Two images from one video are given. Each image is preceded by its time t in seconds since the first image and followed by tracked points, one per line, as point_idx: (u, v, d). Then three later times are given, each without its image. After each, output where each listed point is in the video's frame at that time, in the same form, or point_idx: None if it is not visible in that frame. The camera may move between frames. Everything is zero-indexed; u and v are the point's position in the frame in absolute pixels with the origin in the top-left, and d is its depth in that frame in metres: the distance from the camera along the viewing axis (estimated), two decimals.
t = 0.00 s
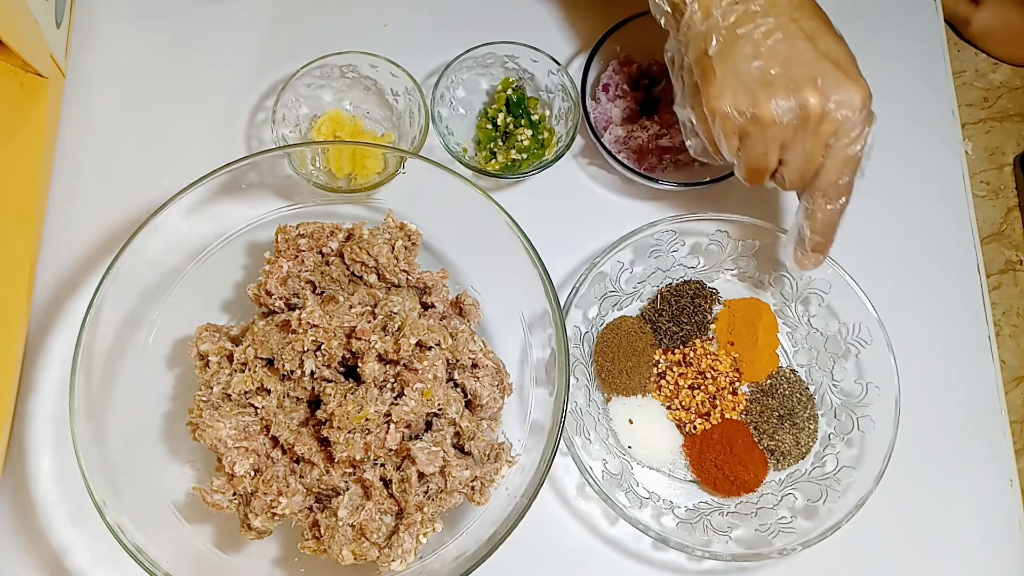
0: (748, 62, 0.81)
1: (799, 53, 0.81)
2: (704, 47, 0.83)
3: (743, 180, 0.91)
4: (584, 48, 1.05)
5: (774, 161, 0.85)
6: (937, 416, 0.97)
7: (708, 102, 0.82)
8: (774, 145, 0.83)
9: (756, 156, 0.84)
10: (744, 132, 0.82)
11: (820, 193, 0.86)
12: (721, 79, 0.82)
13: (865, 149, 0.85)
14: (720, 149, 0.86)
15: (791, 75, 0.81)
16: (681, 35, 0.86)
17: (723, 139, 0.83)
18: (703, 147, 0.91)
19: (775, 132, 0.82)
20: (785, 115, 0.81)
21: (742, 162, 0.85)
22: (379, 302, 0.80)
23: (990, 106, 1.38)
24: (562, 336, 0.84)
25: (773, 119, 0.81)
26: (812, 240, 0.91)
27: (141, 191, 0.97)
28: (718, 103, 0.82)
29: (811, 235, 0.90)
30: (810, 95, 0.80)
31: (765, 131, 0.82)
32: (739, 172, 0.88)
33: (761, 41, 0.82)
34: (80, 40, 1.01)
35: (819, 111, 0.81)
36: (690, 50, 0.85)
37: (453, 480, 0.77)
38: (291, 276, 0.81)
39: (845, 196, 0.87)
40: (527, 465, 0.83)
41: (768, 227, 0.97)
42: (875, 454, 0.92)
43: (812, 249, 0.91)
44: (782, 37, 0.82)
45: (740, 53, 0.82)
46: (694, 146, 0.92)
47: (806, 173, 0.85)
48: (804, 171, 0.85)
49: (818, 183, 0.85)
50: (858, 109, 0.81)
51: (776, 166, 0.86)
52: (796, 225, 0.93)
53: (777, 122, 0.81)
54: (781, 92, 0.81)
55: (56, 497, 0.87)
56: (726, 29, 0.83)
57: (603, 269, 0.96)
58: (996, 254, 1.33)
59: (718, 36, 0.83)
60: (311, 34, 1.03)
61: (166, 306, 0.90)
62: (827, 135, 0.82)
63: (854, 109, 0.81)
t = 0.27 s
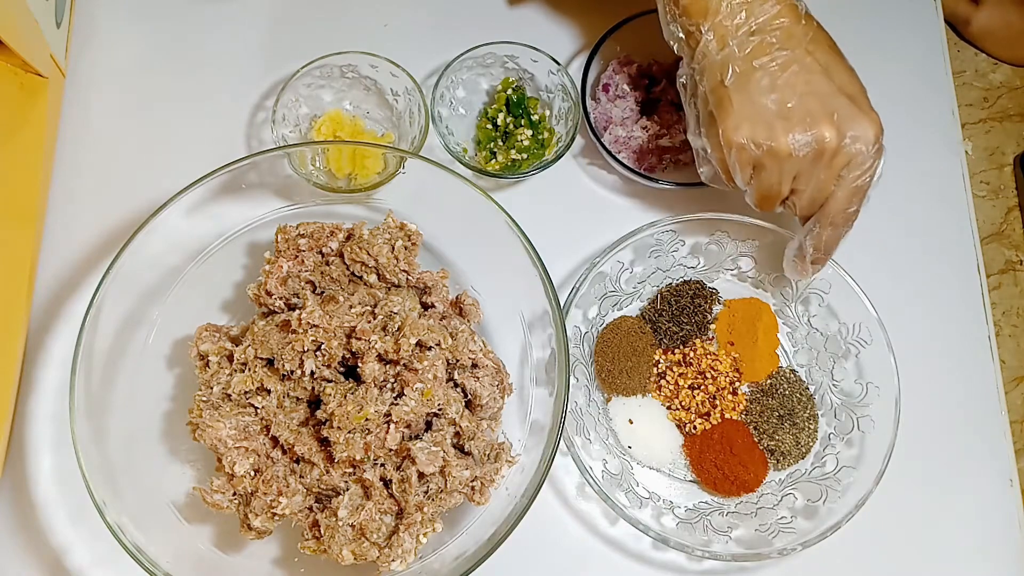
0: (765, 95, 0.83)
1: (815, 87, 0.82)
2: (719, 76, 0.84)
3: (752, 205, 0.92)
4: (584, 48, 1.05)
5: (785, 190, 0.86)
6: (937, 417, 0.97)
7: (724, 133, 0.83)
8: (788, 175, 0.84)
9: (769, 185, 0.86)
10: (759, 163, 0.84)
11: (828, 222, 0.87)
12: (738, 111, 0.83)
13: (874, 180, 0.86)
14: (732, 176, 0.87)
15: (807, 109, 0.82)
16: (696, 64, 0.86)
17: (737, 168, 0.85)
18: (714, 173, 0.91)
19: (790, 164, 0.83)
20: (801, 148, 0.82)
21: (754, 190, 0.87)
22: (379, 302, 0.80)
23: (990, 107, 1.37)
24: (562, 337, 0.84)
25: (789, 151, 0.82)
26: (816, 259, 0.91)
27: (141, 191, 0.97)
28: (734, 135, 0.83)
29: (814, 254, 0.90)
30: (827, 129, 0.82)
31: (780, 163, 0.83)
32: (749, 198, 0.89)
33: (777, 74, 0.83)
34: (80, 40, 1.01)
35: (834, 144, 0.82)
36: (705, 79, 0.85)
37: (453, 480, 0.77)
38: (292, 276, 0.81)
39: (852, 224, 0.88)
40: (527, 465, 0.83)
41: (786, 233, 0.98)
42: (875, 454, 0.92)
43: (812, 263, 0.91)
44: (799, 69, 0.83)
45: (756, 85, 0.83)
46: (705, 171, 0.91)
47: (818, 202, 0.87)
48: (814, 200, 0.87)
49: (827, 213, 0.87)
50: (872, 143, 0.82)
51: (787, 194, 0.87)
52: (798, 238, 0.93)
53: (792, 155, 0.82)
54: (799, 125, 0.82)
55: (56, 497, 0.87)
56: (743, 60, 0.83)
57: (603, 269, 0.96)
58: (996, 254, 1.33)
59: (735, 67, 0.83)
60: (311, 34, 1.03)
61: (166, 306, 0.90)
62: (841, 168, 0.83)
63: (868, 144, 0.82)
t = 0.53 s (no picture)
0: (767, 101, 0.83)
1: (817, 93, 0.83)
2: (720, 85, 0.84)
3: (758, 211, 0.92)
4: (584, 48, 1.05)
5: (791, 194, 0.86)
6: (937, 417, 0.97)
7: (728, 141, 0.83)
8: (793, 181, 0.84)
9: (774, 191, 0.86)
10: (764, 169, 0.83)
11: (834, 225, 0.87)
12: (742, 117, 0.83)
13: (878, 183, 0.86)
14: (738, 185, 0.87)
15: (810, 114, 0.82)
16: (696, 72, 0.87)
17: (743, 175, 0.84)
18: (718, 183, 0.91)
19: (796, 169, 0.83)
20: (807, 153, 0.82)
21: (759, 196, 0.87)
22: (379, 302, 0.80)
23: (990, 107, 1.37)
24: (562, 337, 0.83)
25: (795, 156, 0.82)
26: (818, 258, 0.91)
27: (141, 191, 0.97)
28: (739, 143, 0.82)
29: (817, 254, 0.91)
30: (831, 133, 0.81)
31: (786, 169, 0.83)
32: (755, 206, 0.89)
33: (779, 80, 0.83)
34: (80, 40, 1.01)
35: (839, 148, 0.82)
36: (706, 89, 0.85)
37: (453, 480, 0.77)
38: (292, 276, 0.81)
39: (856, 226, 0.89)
40: (527, 465, 0.84)
41: (787, 233, 0.97)
42: (877, 452, 0.92)
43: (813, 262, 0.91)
44: (800, 75, 0.83)
45: (758, 92, 0.83)
46: (710, 182, 0.91)
47: (822, 206, 0.87)
48: (820, 204, 0.86)
49: (834, 217, 0.87)
50: (876, 146, 0.82)
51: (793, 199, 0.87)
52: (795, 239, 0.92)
53: (798, 160, 0.82)
54: (803, 130, 0.82)
55: (56, 497, 0.87)
56: (744, 68, 0.84)
57: (604, 270, 0.96)
58: (996, 254, 1.33)
59: (736, 75, 0.84)
60: (311, 34, 1.03)
61: (166, 306, 0.90)
62: (845, 171, 0.83)
63: (873, 146, 0.82)
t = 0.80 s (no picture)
0: (755, 88, 0.82)
1: (805, 77, 0.83)
2: (708, 72, 0.84)
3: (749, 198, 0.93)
4: (584, 48, 1.05)
5: (781, 181, 0.86)
6: (937, 417, 0.97)
7: (715, 129, 0.83)
8: (781, 167, 0.84)
9: (763, 178, 0.86)
10: (751, 157, 0.84)
11: (827, 208, 0.88)
12: (729, 105, 0.83)
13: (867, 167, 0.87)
14: (727, 172, 0.87)
15: (798, 100, 0.82)
16: (683, 57, 0.86)
17: (731, 162, 0.85)
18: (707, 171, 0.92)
19: (783, 156, 0.83)
20: (795, 140, 0.82)
21: (749, 182, 0.87)
22: (379, 302, 0.80)
23: (990, 107, 1.37)
24: (562, 337, 0.84)
25: (782, 143, 0.82)
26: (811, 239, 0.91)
27: (141, 191, 0.97)
28: (726, 131, 0.83)
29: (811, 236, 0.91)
30: (818, 119, 0.81)
31: (774, 155, 0.83)
32: (746, 192, 0.90)
33: (767, 65, 0.83)
34: (80, 40, 1.01)
35: (827, 134, 0.82)
36: (693, 75, 0.85)
37: (453, 480, 0.77)
38: (291, 276, 0.81)
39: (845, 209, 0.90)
40: (527, 464, 0.84)
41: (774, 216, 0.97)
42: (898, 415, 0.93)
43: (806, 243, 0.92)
44: (787, 60, 0.83)
45: (745, 78, 0.83)
46: (699, 170, 0.92)
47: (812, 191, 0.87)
48: (811, 189, 0.87)
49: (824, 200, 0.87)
50: (864, 130, 0.82)
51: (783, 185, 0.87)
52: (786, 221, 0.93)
53: (786, 146, 0.82)
54: (790, 117, 0.82)
55: (56, 497, 0.87)
56: (731, 54, 0.83)
57: (602, 283, 0.96)
58: (996, 254, 1.33)
59: (724, 61, 0.83)
60: (311, 34, 1.03)
61: (166, 306, 0.90)
62: (834, 157, 0.83)
63: (861, 132, 0.82)
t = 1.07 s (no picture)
0: (724, 75, 0.82)
1: (777, 67, 0.82)
2: (679, 54, 0.83)
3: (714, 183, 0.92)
4: (584, 48, 1.05)
5: (745, 171, 0.86)
6: (937, 417, 0.97)
7: (682, 116, 0.82)
8: (745, 157, 0.84)
9: (728, 167, 0.85)
10: (716, 146, 0.83)
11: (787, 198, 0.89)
12: (697, 92, 0.82)
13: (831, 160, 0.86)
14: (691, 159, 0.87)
15: (767, 92, 0.81)
16: (656, 35, 0.85)
17: (695, 150, 0.84)
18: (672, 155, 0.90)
19: (749, 147, 0.82)
20: (760, 131, 0.81)
21: (712, 170, 0.86)
22: (379, 302, 0.80)
23: (991, 106, 1.37)
24: (562, 335, 0.84)
25: (748, 134, 0.81)
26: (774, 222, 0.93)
27: (141, 191, 0.97)
28: (693, 118, 0.82)
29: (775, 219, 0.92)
30: (786, 113, 0.81)
31: (739, 146, 0.82)
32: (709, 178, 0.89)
33: (738, 52, 0.82)
34: (80, 40, 1.01)
35: (793, 127, 0.81)
36: (664, 57, 0.84)
37: (453, 481, 0.77)
38: (291, 276, 0.81)
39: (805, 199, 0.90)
40: (527, 464, 0.84)
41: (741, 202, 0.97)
42: (904, 368, 0.96)
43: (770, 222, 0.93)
44: (760, 47, 0.82)
45: (715, 65, 0.82)
46: (665, 153, 0.89)
47: (776, 181, 0.87)
48: (773, 180, 0.87)
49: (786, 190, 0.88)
50: (831, 124, 0.82)
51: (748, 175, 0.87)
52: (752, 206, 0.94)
53: (751, 137, 0.81)
54: (757, 108, 0.81)
55: (56, 497, 0.87)
56: (703, 38, 0.82)
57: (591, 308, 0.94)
58: (996, 254, 1.33)
59: (694, 45, 0.82)
60: (311, 34, 1.03)
61: (166, 306, 0.90)
62: (800, 149, 0.83)
63: (827, 127, 0.82)
